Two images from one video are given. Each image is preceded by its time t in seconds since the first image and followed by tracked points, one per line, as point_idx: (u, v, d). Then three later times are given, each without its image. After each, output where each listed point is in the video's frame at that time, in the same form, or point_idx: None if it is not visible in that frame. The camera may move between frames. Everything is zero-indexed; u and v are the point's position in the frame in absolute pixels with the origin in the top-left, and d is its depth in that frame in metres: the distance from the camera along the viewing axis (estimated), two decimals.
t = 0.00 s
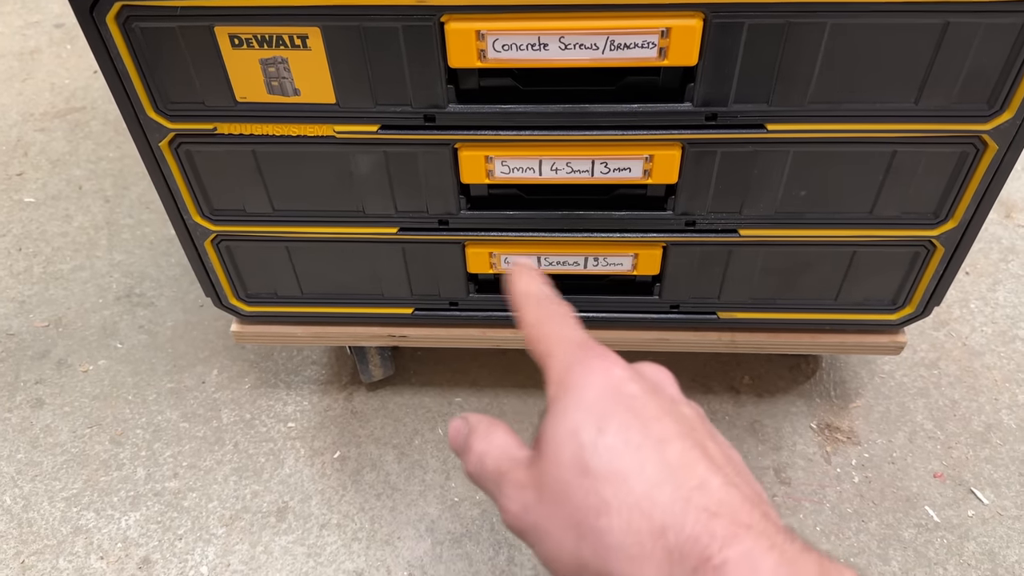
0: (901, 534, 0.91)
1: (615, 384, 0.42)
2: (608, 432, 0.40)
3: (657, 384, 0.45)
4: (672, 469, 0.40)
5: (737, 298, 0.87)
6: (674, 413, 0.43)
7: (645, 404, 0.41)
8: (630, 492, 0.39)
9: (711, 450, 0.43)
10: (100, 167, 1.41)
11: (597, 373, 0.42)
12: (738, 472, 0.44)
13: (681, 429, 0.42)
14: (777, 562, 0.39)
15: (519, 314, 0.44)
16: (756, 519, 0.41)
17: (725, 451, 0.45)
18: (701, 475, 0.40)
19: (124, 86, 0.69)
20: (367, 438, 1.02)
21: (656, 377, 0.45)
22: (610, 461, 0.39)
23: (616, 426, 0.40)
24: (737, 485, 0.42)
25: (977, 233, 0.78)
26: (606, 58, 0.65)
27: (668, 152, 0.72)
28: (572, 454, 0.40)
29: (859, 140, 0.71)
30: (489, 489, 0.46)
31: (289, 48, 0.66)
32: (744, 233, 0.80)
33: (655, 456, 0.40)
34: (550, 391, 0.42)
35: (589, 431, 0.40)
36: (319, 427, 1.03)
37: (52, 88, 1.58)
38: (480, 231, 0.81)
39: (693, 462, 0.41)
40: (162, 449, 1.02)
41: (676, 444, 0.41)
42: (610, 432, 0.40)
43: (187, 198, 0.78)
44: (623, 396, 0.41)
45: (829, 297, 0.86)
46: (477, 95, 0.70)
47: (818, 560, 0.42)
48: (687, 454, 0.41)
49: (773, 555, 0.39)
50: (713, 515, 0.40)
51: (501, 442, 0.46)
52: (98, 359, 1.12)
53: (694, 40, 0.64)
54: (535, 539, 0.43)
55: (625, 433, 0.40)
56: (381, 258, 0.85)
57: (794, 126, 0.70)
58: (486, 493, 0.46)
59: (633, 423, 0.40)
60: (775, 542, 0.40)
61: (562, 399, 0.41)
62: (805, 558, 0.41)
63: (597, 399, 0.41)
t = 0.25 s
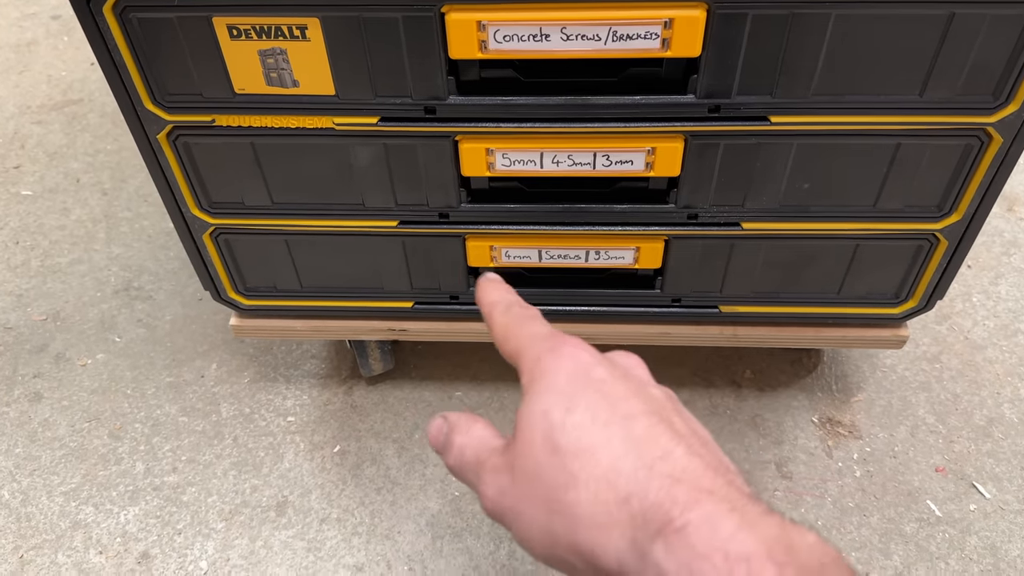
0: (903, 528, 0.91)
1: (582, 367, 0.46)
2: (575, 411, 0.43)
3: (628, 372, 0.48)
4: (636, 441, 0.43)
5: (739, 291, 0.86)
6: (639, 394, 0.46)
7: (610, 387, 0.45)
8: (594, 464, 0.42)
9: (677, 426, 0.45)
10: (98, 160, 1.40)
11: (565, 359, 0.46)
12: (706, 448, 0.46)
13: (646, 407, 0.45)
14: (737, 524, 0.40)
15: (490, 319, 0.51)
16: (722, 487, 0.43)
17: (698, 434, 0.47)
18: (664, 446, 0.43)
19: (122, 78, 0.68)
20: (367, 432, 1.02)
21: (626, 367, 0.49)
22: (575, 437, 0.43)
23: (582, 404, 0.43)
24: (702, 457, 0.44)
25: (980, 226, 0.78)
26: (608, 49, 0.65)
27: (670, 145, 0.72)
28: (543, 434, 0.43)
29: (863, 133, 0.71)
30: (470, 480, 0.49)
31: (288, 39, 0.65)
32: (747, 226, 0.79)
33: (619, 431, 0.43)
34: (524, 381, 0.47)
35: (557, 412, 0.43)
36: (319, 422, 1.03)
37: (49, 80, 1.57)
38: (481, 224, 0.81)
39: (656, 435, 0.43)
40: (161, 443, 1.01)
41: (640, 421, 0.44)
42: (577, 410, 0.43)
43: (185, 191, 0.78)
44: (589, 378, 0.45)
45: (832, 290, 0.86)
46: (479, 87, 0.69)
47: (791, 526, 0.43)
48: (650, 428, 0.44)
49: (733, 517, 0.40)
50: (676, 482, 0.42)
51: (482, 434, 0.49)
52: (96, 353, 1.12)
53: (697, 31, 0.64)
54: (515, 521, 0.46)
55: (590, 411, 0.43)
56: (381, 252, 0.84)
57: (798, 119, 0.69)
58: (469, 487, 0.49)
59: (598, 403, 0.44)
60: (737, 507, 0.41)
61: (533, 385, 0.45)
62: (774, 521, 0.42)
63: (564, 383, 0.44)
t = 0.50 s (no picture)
0: (913, 532, 0.89)
1: (600, 368, 0.46)
2: (594, 412, 0.44)
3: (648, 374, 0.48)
4: (655, 442, 0.43)
5: (749, 292, 0.85)
6: (657, 395, 0.46)
7: (631, 389, 0.45)
8: (613, 464, 0.42)
9: (696, 427, 0.45)
10: (94, 155, 1.38)
11: (584, 361, 0.46)
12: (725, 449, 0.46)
13: (664, 408, 0.45)
14: (756, 523, 0.40)
15: (518, 317, 0.52)
16: (741, 487, 0.43)
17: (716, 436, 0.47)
18: (682, 446, 0.43)
19: (117, 74, 0.66)
20: (369, 434, 1.00)
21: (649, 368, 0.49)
22: (595, 438, 0.43)
23: (603, 407, 0.44)
24: (721, 459, 0.44)
25: (996, 227, 0.76)
26: (618, 46, 0.63)
27: (681, 143, 0.70)
28: (562, 434, 0.44)
29: (878, 132, 0.69)
30: (486, 478, 0.49)
31: (288, 35, 0.63)
32: (757, 226, 0.77)
33: (639, 433, 0.43)
34: (544, 381, 0.47)
35: (576, 412, 0.44)
36: (320, 423, 1.01)
37: (45, 74, 1.55)
38: (485, 224, 0.79)
39: (676, 437, 0.44)
40: (159, 445, 1.00)
41: (659, 423, 0.44)
42: (597, 411, 0.44)
43: (183, 190, 0.76)
44: (610, 380, 0.45)
45: (843, 291, 0.84)
46: (484, 84, 0.68)
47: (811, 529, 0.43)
48: (669, 429, 0.44)
49: (752, 518, 0.40)
50: (695, 483, 0.42)
51: (499, 434, 0.49)
52: (93, 353, 1.10)
53: (710, 27, 0.62)
54: (534, 519, 0.46)
55: (611, 413, 0.44)
56: (383, 252, 0.83)
57: (812, 117, 0.68)
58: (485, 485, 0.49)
59: (618, 404, 0.44)
60: (756, 508, 0.41)
61: (552, 385, 0.46)
62: (793, 523, 0.42)
63: (583, 384, 0.45)
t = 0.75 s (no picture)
0: (924, 554, 0.87)
1: (616, 311, 0.48)
2: (610, 352, 0.46)
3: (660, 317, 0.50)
4: (670, 392, 0.46)
5: (757, 308, 0.82)
6: (669, 342, 0.48)
7: (648, 334, 0.47)
8: (626, 408, 0.45)
9: (705, 376, 0.48)
10: (82, 157, 1.34)
11: (600, 302, 0.48)
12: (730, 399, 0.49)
13: (678, 357, 0.48)
14: (766, 479, 0.44)
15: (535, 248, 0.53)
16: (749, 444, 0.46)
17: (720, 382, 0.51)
18: (695, 399, 0.46)
19: (97, 85, 0.63)
20: (364, 450, 0.97)
21: (665, 313, 0.51)
22: (610, 378, 0.45)
23: (617, 345, 0.46)
24: (728, 412, 0.47)
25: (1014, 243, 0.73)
26: (623, 57, 0.59)
27: (688, 157, 0.67)
28: (574, 370, 0.46)
29: (895, 146, 0.66)
30: (478, 402, 0.51)
31: (276, 45, 0.60)
32: (767, 241, 0.74)
33: (654, 381, 0.46)
34: (556, 309, 0.49)
35: (591, 349, 0.46)
36: (313, 438, 0.98)
37: (32, 72, 1.51)
38: (483, 238, 0.76)
39: (689, 387, 0.46)
40: (148, 460, 0.97)
41: (674, 372, 0.47)
42: (612, 352, 0.46)
43: (168, 203, 0.73)
44: (628, 321, 0.47)
45: (854, 307, 0.81)
46: (482, 96, 0.64)
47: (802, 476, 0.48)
48: (683, 379, 0.47)
49: (761, 474, 0.45)
50: (706, 434, 0.45)
51: (495, 361, 0.50)
52: (81, 364, 1.07)
53: (720, 38, 0.58)
54: (528, 451, 0.48)
55: (624, 355, 0.46)
56: (378, 266, 0.80)
57: (825, 131, 0.65)
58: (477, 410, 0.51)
59: (633, 347, 0.46)
60: (765, 463, 0.45)
61: (568, 322, 0.47)
62: (793, 478, 0.46)
63: (601, 320, 0.47)
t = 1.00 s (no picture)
0: None
1: (555, 341, 0.42)
2: (557, 401, 0.40)
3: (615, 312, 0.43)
4: (622, 424, 0.39)
5: (772, 340, 0.78)
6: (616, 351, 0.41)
7: (593, 355, 0.41)
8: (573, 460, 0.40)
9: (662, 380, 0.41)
10: (69, 167, 1.30)
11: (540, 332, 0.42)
12: (697, 396, 0.41)
13: (622, 370, 0.41)
14: (734, 505, 0.37)
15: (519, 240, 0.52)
16: (713, 457, 0.39)
17: (691, 370, 0.42)
18: (641, 419, 0.39)
19: (72, 113, 0.59)
20: (359, 481, 0.93)
21: (615, 305, 0.43)
22: (560, 430, 0.40)
23: (565, 391, 0.41)
24: (695, 422, 0.40)
25: None
26: (635, 87, 0.55)
27: (703, 190, 0.63)
28: (530, 427, 0.41)
29: (923, 179, 0.62)
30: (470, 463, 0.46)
31: (263, 73, 0.56)
32: (785, 274, 0.70)
33: (603, 417, 0.40)
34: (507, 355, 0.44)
35: (540, 400, 0.41)
36: (306, 468, 0.95)
37: (18, 77, 1.46)
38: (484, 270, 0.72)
39: (644, 408, 0.40)
40: (134, 491, 0.93)
41: (626, 394, 0.40)
42: (557, 399, 0.41)
43: (150, 233, 0.68)
44: (574, 350, 0.41)
45: (874, 339, 0.77)
46: (483, 125, 0.60)
47: (791, 471, 0.39)
48: (634, 399, 0.40)
49: (730, 502, 0.37)
50: (665, 468, 0.38)
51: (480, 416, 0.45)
52: (65, 388, 1.03)
53: (740, 68, 0.54)
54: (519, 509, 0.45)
55: (573, 396, 0.40)
56: (373, 296, 0.76)
57: (850, 163, 0.61)
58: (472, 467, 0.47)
59: (579, 384, 0.40)
60: (737, 481, 0.38)
61: (513, 374, 0.42)
62: (769, 487, 0.38)
63: (543, 362, 0.42)
